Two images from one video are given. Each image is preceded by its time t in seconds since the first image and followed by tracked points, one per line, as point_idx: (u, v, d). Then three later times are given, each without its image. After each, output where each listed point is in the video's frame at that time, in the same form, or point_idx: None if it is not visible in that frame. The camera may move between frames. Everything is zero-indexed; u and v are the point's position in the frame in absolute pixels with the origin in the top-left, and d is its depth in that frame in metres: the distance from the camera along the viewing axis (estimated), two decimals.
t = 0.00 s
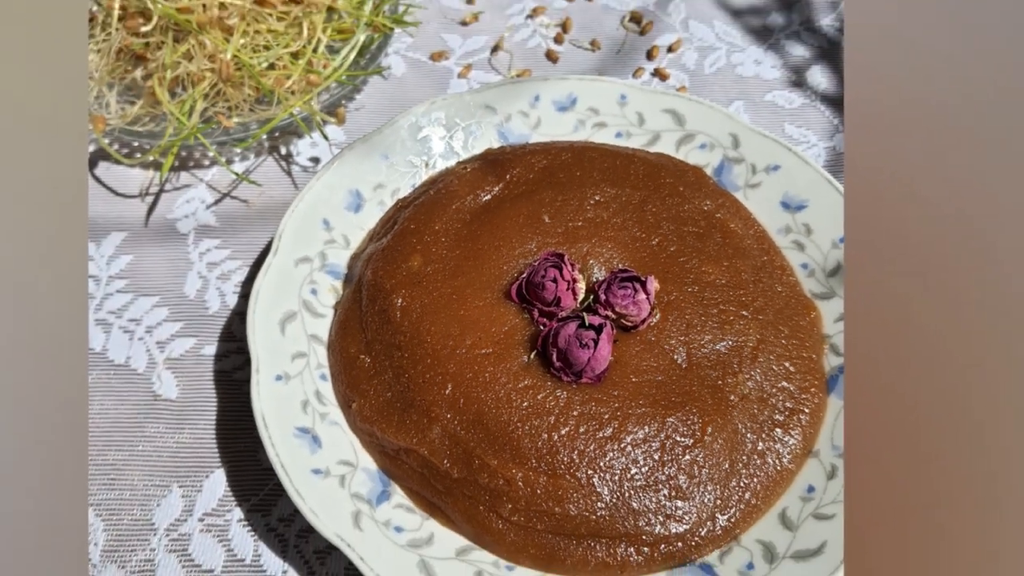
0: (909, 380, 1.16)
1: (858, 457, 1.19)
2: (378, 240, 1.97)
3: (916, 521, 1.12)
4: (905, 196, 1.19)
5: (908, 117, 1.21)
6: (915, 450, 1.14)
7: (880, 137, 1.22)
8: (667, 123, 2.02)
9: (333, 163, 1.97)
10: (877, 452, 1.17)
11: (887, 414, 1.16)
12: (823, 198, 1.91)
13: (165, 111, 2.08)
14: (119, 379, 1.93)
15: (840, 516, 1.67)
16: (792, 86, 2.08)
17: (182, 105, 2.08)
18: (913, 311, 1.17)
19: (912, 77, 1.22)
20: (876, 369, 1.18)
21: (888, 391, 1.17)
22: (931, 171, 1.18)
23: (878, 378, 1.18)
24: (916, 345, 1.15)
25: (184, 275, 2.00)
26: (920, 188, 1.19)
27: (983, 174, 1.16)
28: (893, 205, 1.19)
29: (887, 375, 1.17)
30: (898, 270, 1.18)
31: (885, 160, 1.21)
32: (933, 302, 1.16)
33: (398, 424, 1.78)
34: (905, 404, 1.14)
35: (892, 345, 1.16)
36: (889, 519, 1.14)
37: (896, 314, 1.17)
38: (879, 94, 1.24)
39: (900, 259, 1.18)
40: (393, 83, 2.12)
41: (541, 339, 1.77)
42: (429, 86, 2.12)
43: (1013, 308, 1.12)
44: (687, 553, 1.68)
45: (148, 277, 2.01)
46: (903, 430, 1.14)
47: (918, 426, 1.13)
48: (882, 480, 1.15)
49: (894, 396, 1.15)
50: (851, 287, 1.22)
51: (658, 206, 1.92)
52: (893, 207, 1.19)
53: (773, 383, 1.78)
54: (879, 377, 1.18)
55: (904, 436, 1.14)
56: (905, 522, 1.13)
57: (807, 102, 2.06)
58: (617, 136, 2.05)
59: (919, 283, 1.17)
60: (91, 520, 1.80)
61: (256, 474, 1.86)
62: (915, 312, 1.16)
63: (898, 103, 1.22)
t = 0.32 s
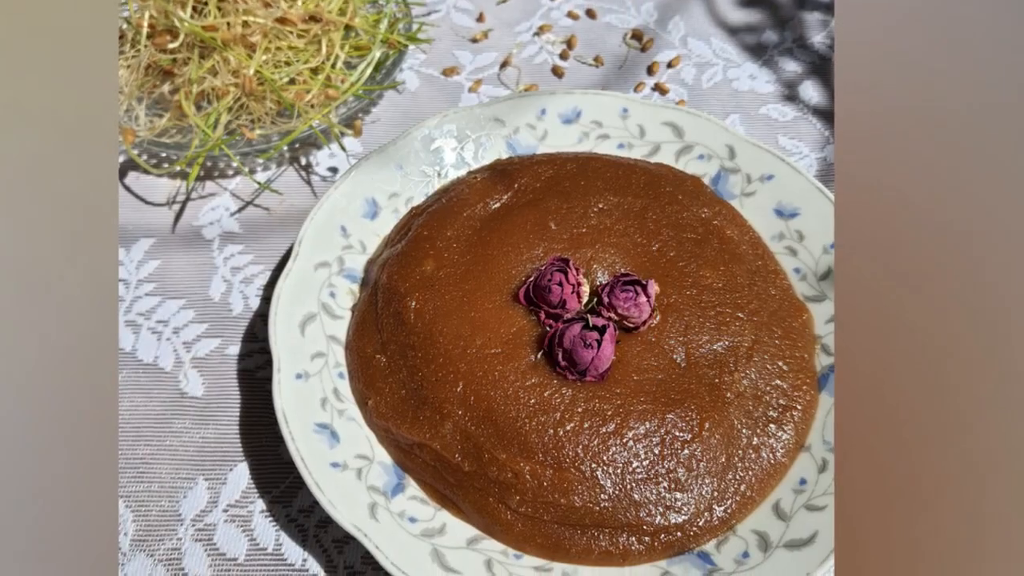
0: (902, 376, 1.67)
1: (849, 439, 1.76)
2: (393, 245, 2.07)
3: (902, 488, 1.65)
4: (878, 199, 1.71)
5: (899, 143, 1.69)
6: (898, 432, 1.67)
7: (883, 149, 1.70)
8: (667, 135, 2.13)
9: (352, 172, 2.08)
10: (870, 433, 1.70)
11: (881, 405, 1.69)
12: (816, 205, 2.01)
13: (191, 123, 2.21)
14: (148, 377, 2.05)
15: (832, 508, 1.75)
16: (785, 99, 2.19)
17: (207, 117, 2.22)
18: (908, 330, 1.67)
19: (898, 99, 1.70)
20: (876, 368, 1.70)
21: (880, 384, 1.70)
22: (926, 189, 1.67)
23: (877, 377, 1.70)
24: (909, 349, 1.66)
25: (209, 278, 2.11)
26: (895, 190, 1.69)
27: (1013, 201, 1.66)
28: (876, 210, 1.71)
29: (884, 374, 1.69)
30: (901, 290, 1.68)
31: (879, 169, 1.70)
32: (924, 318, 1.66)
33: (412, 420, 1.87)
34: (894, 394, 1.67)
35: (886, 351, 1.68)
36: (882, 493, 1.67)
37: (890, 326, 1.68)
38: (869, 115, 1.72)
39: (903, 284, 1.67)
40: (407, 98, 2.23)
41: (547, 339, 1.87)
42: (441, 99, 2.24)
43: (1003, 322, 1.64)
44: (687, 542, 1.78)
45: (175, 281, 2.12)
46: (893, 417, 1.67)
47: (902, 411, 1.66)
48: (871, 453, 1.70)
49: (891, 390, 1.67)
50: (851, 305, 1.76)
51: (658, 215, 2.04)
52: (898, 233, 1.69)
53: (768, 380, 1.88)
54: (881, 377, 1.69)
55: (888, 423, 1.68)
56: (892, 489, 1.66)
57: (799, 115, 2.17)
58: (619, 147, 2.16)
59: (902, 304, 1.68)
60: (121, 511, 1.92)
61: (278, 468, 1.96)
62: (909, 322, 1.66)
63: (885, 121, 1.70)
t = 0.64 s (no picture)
0: (896, 380, 1.73)
1: (842, 441, 1.80)
2: (406, 250, 2.17)
3: (897, 489, 1.70)
4: (874, 208, 1.78)
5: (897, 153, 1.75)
6: (893, 437, 1.72)
7: (879, 159, 1.76)
8: (666, 146, 2.25)
9: (368, 182, 2.18)
10: (866, 436, 1.74)
11: (877, 410, 1.73)
12: (808, 212, 2.13)
13: (214, 135, 2.33)
14: (173, 376, 2.15)
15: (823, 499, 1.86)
16: (779, 112, 2.31)
17: (229, 129, 2.34)
18: (904, 331, 1.73)
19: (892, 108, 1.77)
20: (860, 370, 1.78)
21: (875, 389, 1.75)
22: (923, 198, 1.74)
23: (872, 382, 1.75)
24: (904, 353, 1.72)
25: (232, 282, 2.22)
26: (890, 200, 1.76)
27: (1007, 204, 1.71)
28: (872, 219, 1.78)
29: (880, 378, 1.74)
30: (896, 294, 1.75)
31: (875, 180, 1.76)
32: (912, 323, 1.73)
33: (424, 416, 1.97)
34: (889, 398, 1.72)
35: (882, 356, 1.74)
36: (877, 497, 1.71)
37: (885, 331, 1.74)
38: (867, 122, 1.78)
39: (897, 288, 1.75)
40: (420, 110, 2.35)
41: (552, 339, 1.97)
42: (452, 112, 2.36)
43: (998, 331, 1.69)
44: (686, 532, 1.88)
45: (200, 284, 2.23)
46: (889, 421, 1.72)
47: (898, 416, 1.71)
48: (864, 458, 1.75)
49: (886, 395, 1.73)
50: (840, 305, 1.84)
51: (658, 222, 2.15)
52: (893, 237, 1.77)
53: (764, 377, 1.98)
54: (876, 382, 1.75)
55: (884, 428, 1.72)
56: (887, 490, 1.71)
57: (792, 127, 2.29)
58: (620, 158, 2.27)
59: (898, 307, 1.74)
60: (148, 503, 2.03)
61: (298, 462, 2.06)
62: (906, 325, 1.73)
63: (881, 131, 1.76)
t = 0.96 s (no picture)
0: (889, 391, 1.76)
1: (832, 443, 1.84)
2: (418, 255, 2.28)
3: (892, 498, 1.72)
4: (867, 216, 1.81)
5: (886, 161, 1.80)
6: (888, 446, 1.75)
7: (870, 168, 1.81)
8: (666, 156, 2.36)
9: (382, 190, 2.28)
10: (860, 448, 1.78)
11: (870, 420, 1.77)
12: (801, 219, 2.23)
13: (236, 145, 2.46)
14: (197, 375, 2.26)
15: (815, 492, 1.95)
16: (773, 123, 2.40)
17: (250, 139, 2.47)
18: (894, 344, 1.76)
19: (882, 117, 1.83)
20: (856, 380, 1.80)
21: (867, 402, 1.78)
22: (913, 206, 1.78)
23: (865, 394, 1.78)
24: (896, 363, 1.76)
25: (253, 285, 2.32)
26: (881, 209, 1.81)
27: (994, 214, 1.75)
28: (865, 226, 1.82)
29: (872, 391, 1.77)
30: (888, 306, 1.79)
31: (866, 189, 1.81)
32: (899, 333, 1.76)
33: (436, 412, 2.07)
34: (881, 408, 1.76)
35: (874, 363, 1.78)
36: (866, 501, 1.75)
37: (878, 343, 1.77)
38: (858, 132, 1.84)
39: (889, 299, 1.78)
40: (430, 121, 2.47)
41: (557, 339, 2.07)
42: (462, 123, 2.47)
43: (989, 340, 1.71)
44: (684, 523, 1.97)
45: (222, 287, 2.33)
46: (881, 430, 1.76)
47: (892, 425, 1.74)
48: (861, 468, 1.77)
49: (880, 404, 1.76)
50: (833, 311, 1.84)
51: (658, 229, 2.25)
52: (885, 245, 1.80)
53: (759, 375, 2.09)
54: (868, 394, 1.78)
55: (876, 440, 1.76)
56: (881, 499, 1.73)
57: (786, 137, 2.38)
58: (623, 166, 2.38)
59: (887, 321, 1.77)
60: (172, 496, 2.11)
61: (315, 456, 2.17)
62: (897, 338, 1.75)
63: (872, 142, 1.82)
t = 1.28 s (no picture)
0: (884, 396, 2.02)
1: (828, 446, 2.07)
2: (429, 259, 2.38)
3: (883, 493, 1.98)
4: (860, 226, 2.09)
5: (879, 174, 2.08)
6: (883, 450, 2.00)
7: (863, 181, 2.09)
8: (666, 164, 2.46)
9: (395, 198, 2.39)
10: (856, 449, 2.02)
11: (867, 423, 2.02)
12: (795, 225, 2.33)
13: (256, 154, 2.58)
14: (219, 374, 2.36)
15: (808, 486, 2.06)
16: (768, 133, 2.52)
17: (269, 149, 2.59)
18: (892, 353, 2.02)
19: (875, 130, 2.10)
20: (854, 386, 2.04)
21: (867, 405, 2.03)
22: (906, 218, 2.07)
23: (864, 399, 2.03)
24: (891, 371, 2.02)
25: (271, 288, 2.43)
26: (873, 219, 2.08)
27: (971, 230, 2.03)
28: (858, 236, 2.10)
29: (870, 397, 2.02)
30: (888, 312, 2.05)
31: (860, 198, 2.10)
32: (892, 345, 2.02)
33: (446, 409, 2.16)
34: (881, 412, 2.01)
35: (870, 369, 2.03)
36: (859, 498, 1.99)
37: (872, 350, 2.04)
38: (852, 145, 2.11)
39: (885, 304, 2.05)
40: (441, 131, 2.58)
41: (562, 340, 2.17)
42: (472, 133, 2.59)
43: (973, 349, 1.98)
44: (683, 515, 2.07)
45: (242, 290, 2.44)
46: (876, 433, 2.01)
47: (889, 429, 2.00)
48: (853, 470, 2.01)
49: (878, 410, 2.02)
50: (828, 317, 2.13)
51: (658, 234, 2.35)
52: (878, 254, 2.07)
53: (755, 374, 2.19)
54: (866, 401, 2.03)
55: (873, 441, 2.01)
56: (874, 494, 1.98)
57: (780, 147, 2.50)
58: (625, 175, 2.48)
59: (885, 330, 2.04)
60: (195, 490, 2.22)
61: (330, 451, 2.27)
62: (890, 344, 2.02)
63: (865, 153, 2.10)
